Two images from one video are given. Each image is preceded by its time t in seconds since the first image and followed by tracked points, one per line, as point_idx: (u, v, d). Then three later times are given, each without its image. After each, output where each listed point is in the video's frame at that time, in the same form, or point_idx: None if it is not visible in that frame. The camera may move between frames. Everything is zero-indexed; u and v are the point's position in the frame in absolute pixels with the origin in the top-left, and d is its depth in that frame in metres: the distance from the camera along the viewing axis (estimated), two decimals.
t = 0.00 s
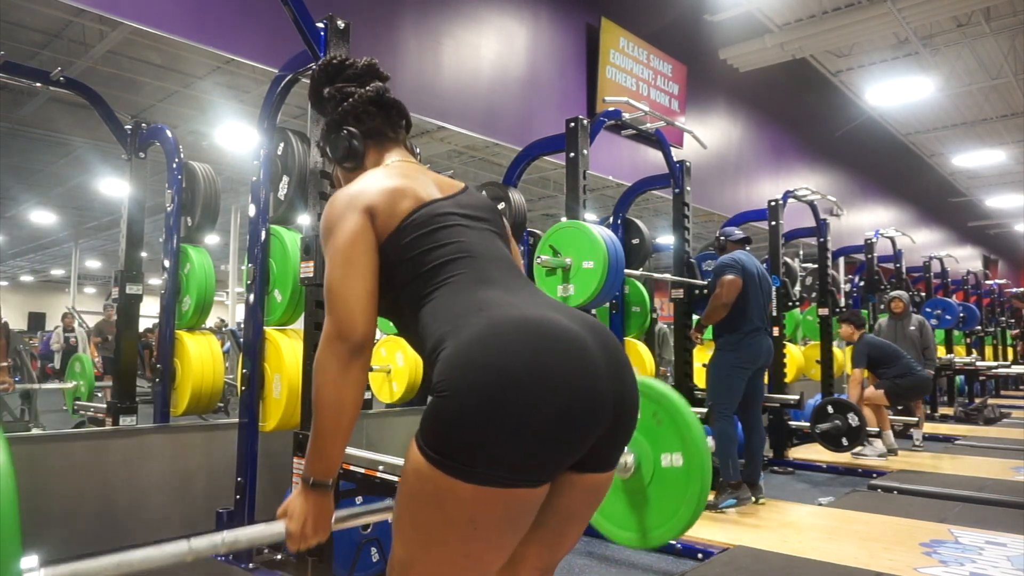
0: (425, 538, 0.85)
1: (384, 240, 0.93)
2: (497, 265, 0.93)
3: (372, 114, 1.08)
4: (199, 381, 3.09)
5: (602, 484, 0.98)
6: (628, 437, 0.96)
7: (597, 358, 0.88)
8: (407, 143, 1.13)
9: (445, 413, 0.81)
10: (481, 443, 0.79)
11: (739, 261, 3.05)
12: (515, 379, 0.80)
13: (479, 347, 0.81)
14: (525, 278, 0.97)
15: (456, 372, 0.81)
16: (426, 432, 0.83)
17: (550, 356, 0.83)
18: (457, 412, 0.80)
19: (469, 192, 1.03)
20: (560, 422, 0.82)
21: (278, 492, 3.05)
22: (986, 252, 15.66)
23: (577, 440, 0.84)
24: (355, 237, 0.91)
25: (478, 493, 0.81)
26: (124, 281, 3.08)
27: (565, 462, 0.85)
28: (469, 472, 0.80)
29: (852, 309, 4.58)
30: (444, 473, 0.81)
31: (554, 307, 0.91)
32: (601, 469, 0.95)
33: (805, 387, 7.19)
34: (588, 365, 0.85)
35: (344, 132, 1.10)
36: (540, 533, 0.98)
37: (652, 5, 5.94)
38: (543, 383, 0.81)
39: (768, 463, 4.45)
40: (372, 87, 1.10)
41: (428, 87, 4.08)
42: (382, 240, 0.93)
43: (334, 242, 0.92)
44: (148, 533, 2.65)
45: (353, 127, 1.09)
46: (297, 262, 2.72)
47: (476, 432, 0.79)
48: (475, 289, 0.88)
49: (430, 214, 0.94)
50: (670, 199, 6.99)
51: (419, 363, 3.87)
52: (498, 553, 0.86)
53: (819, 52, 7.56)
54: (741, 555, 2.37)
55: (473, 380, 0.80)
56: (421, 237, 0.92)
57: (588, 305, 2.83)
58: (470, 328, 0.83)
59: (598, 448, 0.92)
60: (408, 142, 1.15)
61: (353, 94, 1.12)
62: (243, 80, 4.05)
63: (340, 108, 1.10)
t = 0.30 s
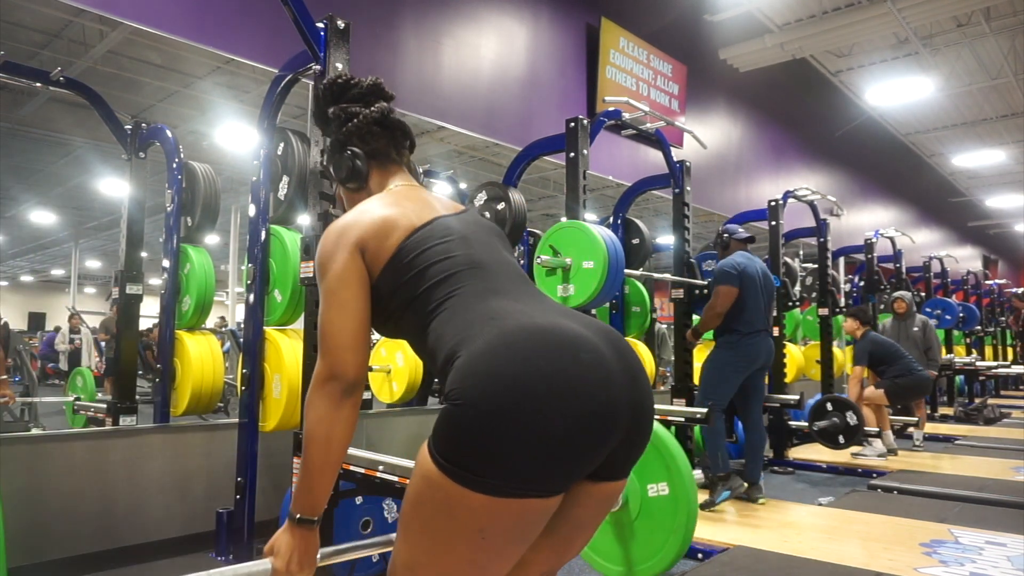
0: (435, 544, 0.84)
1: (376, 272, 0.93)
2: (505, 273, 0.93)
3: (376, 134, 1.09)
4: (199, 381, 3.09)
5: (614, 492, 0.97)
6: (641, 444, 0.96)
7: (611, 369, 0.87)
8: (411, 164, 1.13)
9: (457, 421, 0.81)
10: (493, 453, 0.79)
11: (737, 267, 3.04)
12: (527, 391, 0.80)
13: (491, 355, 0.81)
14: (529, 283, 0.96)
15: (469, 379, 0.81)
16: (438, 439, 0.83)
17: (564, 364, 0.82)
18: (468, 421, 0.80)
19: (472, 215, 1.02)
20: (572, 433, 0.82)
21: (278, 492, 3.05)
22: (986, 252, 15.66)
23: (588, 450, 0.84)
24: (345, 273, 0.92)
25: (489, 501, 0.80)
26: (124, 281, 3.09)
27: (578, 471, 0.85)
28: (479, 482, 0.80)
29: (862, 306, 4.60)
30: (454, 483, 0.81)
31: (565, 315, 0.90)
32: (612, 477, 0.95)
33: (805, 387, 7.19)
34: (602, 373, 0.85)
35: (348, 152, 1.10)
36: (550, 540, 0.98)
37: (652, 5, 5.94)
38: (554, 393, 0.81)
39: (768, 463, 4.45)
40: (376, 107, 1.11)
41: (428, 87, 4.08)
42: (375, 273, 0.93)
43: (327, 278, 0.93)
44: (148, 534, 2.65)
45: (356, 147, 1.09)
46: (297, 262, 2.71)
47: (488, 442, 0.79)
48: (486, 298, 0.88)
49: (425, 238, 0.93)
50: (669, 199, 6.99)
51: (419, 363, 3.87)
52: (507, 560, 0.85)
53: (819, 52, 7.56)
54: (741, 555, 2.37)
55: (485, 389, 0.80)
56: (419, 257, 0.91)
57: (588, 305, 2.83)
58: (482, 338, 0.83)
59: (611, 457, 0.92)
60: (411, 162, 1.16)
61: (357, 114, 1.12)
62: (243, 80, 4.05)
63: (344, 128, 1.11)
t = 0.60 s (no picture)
0: (427, 540, 0.84)
1: (381, 252, 0.93)
2: (503, 268, 0.93)
3: (382, 120, 1.08)
4: (199, 381, 3.09)
5: (605, 486, 0.97)
6: (632, 438, 0.96)
7: (603, 363, 0.87)
8: (415, 151, 1.12)
9: (448, 417, 0.81)
10: (485, 446, 0.79)
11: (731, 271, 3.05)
12: (520, 385, 0.80)
13: (483, 350, 0.81)
14: (528, 280, 0.96)
15: (460, 374, 0.80)
16: (430, 434, 0.83)
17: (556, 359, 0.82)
18: (462, 416, 0.79)
19: (470, 205, 1.02)
20: (565, 427, 0.82)
21: (278, 492, 3.05)
22: (986, 252, 15.66)
23: (580, 444, 0.84)
24: (351, 251, 0.91)
25: (481, 495, 0.81)
26: (124, 281, 3.09)
27: (569, 464, 0.85)
28: (472, 476, 0.80)
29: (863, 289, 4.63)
30: (447, 477, 0.81)
31: (558, 310, 0.90)
32: (603, 471, 0.95)
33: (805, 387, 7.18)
34: (593, 368, 0.85)
35: (353, 136, 1.10)
36: (543, 535, 0.98)
37: (652, 5, 5.94)
38: (548, 387, 0.81)
39: (768, 463, 4.45)
40: (382, 94, 1.10)
41: (428, 87, 4.08)
42: (379, 254, 0.93)
43: (331, 257, 0.93)
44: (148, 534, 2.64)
45: (361, 131, 1.09)
46: (297, 262, 2.71)
47: (480, 436, 0.79)
48: (480, 293, 0.88)
49: (428, 224, 0.93)
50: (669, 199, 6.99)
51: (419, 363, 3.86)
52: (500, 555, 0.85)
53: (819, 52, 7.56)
54: (741, 555, 2.37)
55: (477, 383, 0.80)
56: (421, 243, 0.91)
57: (588, 305, 2.83)
58: (475, 332, 0.83)
59: (601, 451, 0.92)
60: (416, 150, 1.15)
61: (363, 99, 1.12)
62: (243, 80, 4.05)
63: (350, 113, 1.11)
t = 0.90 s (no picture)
0: (414, 531, 0.84)
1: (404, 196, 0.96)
2: (491, 259, 0.93)
3: (378, 102, 1.09)
4: (200, 380, 3.09)
5: (586, 476, 0.98)
6: (611, 427, 0.97)
7: (581, 353, 0.88)
8: (411, 132, 1.13)
9: (433, 406, 0.81)
10: (470, 433, 0.80)
11: (725, 274, 3.04)
12: (502, 372, 0.80)
13: (466, 339, 0.81)
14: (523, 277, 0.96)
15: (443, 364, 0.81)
16: (413, 425, 0.83)
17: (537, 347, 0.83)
18: (448, 404, 0.80)
19: (471, 178, 1.03)
20: (546, 413, 0.82)
21: (278, 492, 3.05)
22: (986, 252, 15.67)
23: (560, 432, 0.85)
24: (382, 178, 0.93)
25: (469, 483, 0.81)
26: (124, 281, 3.09)
27: (553, 452, 0.86)
28: (458, 462, 0.80)
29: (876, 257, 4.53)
30: (433, 465, 0.81)
31: (539, 301, 0.90)
32: (584, 460, 0.96)
33: (805, 387, 7.18)
34: (572, 359, 0.86)
35: (349, 120, 1.10)
36: (527, 526, 0.98)
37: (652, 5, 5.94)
38: (529, 373, 0.82)
39: (768, 463, 4.45)
40: (377, 76, 1.11)
41: (429, 86, 4.08)
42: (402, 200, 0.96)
43: (355, 184, 0.93)
44: (148, 532, 2.64)
45: (358, 114, 1.10)
46: (297, 262, 2.71)
47: (466, 423, 0.80)
48: (463, 282, 0.88)
49: (442, 196, 0.96)
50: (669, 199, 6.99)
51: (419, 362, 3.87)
52: (488, 545, 0.85)
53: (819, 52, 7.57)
54: (742, 555, 2.37)
55: (462, 370, 0.80)
56: (426, 216, 0.94)
57: (588, 305, 2.83)
58: (455, 322, 0.83)
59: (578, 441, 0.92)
60: (412, 132, 1.15)
61: (357, 83, 1.12)
62: (244, 80, 4.05)
63: (345, 97, 1.11)
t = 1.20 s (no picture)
0: (419, 534, 0.84)
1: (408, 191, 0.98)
2: (491, 263, 0.93)
3: (368, 119, 1.09)
4: (200, 380, 3.09)
5: (592, 478, 0.98)
6: (616, 430, 0.97)
7: (585, 355, 0.88)
8: (403, 146, 1.12)
9: (438, 408, 0.81)
10: (475, 436, 0.80)
11: (715, 271, 3.02)
12: (506, 373, 0.80)
13: (470, 342, 0.81)
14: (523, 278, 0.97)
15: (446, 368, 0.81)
16: (419, 427, 0.84)
17: (542, 349, 0.83)
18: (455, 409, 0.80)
19: (461, 188, 1.01)
20: (550, 416, 0.82)
21: (278, 492, 3.05)
22: (986, 252, 15.67)
23: (566, 433, 0.85)
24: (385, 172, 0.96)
25: (474, 485, 0.81)
26: (125, 281, 3.09)
27: (558, 454, 0.86)
28: (465, 467, 0.80)
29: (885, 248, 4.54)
30: (441, 468, 0.81)
31: (542, 304, 0.90)
32: (590, 461, 0.96)
33: (805, 387, 7.18)
34: (576, 362, 0.85)
35: (341, 138, 1.10)
36: (532, 528, 0.98)
37: (652, 4, 5.94)
38: (534, 375, 0.81)
39: (768, 463, 4.45)
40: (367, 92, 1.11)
41: (429, 87, 4.08)
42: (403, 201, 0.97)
43: (360, 181, 0.96)
44: (149, 532, 2.64)
45: (350, 132, 1.09)
46: (297, 262, 2.71)
47: (470, 425, 0.80)
48: (465, 286, 0.88)
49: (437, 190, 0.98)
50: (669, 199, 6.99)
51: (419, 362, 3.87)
52: (493, 546, 0.85)
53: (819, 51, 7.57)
54: (742, 555, 2.37)
55: (466, 373, 0.80)
56: (423, 221, 0.94)
57: (588, 305, 2.83)
58: (462, 326, 0.83)
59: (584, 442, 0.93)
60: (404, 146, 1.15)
61: (347, 101, 1.12)
62: (244, 80, 4.05)
63: (336, 115, 1.11)
